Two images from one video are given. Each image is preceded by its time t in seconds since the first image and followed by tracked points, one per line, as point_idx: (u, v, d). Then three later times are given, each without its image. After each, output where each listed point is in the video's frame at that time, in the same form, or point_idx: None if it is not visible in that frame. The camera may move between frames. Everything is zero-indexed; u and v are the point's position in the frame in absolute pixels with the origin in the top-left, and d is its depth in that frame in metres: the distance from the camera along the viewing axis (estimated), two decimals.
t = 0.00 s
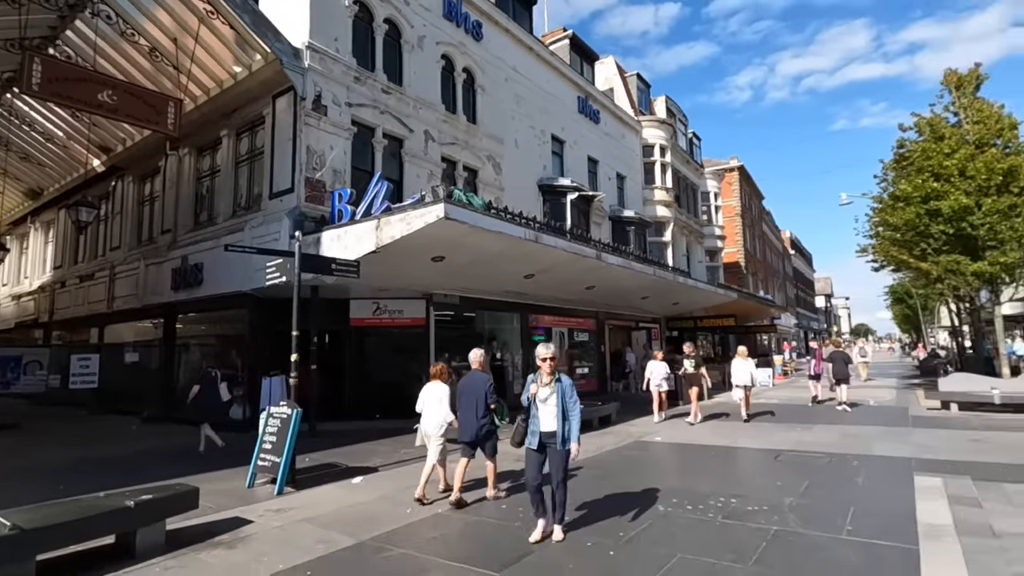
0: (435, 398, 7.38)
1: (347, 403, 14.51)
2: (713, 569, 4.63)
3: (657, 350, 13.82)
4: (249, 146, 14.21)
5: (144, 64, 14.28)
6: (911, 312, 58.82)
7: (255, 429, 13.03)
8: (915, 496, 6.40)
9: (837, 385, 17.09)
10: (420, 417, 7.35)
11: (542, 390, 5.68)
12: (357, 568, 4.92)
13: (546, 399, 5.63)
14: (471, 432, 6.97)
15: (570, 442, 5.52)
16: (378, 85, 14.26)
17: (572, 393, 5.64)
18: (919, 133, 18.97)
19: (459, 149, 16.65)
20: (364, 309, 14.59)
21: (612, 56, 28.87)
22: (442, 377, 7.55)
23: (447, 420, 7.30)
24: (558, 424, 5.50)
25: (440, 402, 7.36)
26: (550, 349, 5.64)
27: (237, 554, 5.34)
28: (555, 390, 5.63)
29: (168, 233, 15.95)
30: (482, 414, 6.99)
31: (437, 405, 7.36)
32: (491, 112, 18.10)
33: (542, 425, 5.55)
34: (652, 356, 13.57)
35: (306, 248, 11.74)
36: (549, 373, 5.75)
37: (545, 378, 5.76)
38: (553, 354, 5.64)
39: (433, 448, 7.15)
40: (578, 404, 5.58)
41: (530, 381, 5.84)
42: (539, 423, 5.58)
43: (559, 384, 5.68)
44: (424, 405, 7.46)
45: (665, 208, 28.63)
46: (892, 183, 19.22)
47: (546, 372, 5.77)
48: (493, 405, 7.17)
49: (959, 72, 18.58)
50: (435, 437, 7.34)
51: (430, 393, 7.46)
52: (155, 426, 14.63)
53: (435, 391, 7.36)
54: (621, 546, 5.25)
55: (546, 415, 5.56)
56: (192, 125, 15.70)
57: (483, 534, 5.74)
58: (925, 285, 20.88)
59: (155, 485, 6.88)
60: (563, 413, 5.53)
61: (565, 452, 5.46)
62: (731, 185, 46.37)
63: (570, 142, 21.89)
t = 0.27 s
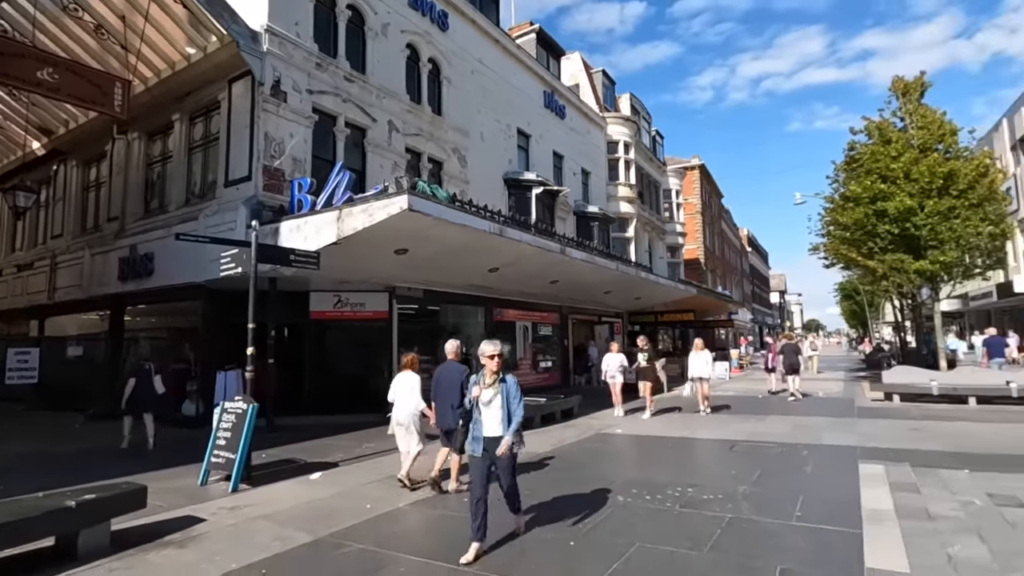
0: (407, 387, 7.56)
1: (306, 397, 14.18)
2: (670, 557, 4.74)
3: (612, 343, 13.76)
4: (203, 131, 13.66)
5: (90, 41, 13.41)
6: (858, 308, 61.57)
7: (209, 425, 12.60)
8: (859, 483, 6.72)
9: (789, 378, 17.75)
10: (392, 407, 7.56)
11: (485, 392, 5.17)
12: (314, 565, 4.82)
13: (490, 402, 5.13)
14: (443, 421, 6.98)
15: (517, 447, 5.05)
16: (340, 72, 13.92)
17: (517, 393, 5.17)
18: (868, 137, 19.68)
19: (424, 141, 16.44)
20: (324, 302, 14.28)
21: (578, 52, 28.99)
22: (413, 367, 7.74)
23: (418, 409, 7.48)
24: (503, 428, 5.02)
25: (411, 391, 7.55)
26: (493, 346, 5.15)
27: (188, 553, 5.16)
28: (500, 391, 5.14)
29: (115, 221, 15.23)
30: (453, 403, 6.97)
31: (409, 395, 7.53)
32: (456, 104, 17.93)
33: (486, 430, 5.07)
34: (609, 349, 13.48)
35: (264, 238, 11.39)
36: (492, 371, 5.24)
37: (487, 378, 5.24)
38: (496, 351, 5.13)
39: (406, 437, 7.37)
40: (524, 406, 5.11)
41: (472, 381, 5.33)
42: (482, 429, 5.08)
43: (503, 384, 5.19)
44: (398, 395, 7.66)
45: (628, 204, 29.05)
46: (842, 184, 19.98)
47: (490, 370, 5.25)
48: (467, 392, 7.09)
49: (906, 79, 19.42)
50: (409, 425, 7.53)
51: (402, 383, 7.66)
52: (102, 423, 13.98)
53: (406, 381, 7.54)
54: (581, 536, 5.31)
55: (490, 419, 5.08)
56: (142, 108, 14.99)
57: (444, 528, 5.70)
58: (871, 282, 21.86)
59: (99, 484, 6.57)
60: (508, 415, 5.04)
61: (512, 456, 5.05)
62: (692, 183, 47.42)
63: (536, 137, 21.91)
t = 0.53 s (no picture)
0: (378, 381, 7.73)
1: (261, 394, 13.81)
2: (629, 546, 4.84)
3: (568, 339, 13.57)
4: (151, 116, 13.03)
5: (25, 18, 12.60)
6: (807, 305, 64.23)
7: (157, 424, 12.08)
8: (807, 471, 7.02)
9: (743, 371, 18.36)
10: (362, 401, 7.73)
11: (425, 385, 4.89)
12: (268, 565, 4.69)
13: (430, 396, 4.84)
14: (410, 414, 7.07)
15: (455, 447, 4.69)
16: (299, 60, 13.51)
17: (461, 387, 4.85)
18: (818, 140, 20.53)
19: (386, 133, 16.16)
20: (281, 296, 13.94)
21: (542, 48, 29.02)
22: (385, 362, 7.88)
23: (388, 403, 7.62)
24: (439, 425, 4.72)
25: (380, 385, 7.71)
26: (436, 337, 4.81)
27: (132, 557, 4.94)
28: (441, 385, 4.83)
29: (54, 208, 14.47)
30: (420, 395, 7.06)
31: (378, 389, 7.70)
32: (419, 96, 17.67)
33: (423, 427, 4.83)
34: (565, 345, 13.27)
35: (216, 230, 10.95)
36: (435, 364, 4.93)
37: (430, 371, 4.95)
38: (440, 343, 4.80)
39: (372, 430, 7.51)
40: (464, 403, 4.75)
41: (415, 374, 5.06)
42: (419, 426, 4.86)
43: (445, 378, 4.87)
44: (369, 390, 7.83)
45: (590, 201, 29.38)
46: (794, 185, 20.74)
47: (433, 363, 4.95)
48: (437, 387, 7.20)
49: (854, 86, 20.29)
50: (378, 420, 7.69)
51: (372, 378, 7.83)
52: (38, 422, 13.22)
53: (375, 376, 7.71)
54: (541, 529, 5.35)
55: (428, 415, 4.81)
56: (85, 91, 14.33)
57: (403, 525, 5.64)
58: (820, 280, 22.82)
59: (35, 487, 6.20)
60: (447, 412, 4.74)
61: (445, 459, 4.66)
62: (652, 181, 48.34)
63: (499, 132, 21.85)
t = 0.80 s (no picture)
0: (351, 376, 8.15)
1: (218, 387, 13.49)
2: (591, 535, 4.92)
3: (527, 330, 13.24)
4: (97, 97, 12.37)
5: None
6: (763, 298, 66.52)
7: (104, 420, 11.56)
8: (761, 458, 7.28)
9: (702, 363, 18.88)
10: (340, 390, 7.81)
11: (366, 388, 4.32)
12: (223, 564, 4.56)
13: (371, 401, 4.30)
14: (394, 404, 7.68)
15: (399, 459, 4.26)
16: (257, 43, 13.07)
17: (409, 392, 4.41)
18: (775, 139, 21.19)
19: (348, 121, 15.80)
20: (239, 287, 13.47)
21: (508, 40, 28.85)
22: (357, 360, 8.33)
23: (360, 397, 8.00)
24: (382, 434, 4.21)
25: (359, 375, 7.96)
26: (386, 335, 4.24)
27: (78, 559, 4.72)
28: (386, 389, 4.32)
29: None
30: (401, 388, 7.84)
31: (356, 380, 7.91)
32: (383, 85, 17.35)
33: (359, 436, 4.26)
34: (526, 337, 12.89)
35: (169, 217, 10.52)
36: (378, 365, 4.37)
37: (371, 372, 4.39)
38: (389, 342, 4.26)
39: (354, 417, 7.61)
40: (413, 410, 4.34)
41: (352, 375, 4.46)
42: (357, 435, 4.29)
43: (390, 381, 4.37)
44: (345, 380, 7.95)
45: (555, 194, 29.54)
46: (752, 182, 21.35)
47: (374, 363, 4.39)
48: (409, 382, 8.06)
49: (809, 87, 20.98)
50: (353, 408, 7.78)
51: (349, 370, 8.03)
52: None
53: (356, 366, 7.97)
54: (503, 521, 5.36)
55: (369, 423, 4.26)
56: (20, 67, 13.30)
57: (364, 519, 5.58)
58: (775, 274, 23.63)
59: None
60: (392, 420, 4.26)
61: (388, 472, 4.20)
62: (616, 176, 48.93)
63: (465, 123, 21.68)
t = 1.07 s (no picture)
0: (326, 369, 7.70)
1: (171, 384, 12.92)
2: (553, 526, 4.98)
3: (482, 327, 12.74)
4: (37, 77, 11.67)
5: None
6: (722, 293, 68.44)
7: (46, 418, 11.00)
8: (717, 449, 7.52)
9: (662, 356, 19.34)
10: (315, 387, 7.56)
11: (297, 385, 3.88)
12: (177, 564, 4.44)
13: (303, 398, 3.87)
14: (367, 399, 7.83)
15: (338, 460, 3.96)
16: (213, 26, 12.58)
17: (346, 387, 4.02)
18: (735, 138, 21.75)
19: (310, 110, 15.41)
20: (194, 280, 12.98)
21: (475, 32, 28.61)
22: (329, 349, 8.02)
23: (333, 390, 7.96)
24: (320, 436, 3.85)
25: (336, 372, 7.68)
26: (320, 325, 3.85)
27: (19, 563, 4.51)
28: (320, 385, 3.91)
29: None
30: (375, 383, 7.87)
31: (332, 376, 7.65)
32: (346, 73, 16.97)
33: (293, 439, 3.81)
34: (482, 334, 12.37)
35: (117, 206, 10.04)
36: (310, 358, 3.94)
37: (302, 367, 3.95)
38: (325, 333, 3.86)
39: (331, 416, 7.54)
40: (350, 405, 3.99)
41: (278, 370, 3.96)
42: (289, 439, 3.82)
43: (325, 376, 3.96)
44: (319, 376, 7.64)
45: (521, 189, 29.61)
46: (712, 180, 21.89)
47: (305, 356, 3.93)
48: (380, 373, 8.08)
49: (767, 89, 21.61)
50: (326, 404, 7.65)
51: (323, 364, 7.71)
52: None
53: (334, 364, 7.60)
54: (466, 514, 5.39)
55: (302, 423, 3.84)
56: None
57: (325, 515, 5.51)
58: (733, 270, 24.35)
59: None
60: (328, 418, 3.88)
61: (328, 475, 3.90)
62: (582, 171, 49.33)
63: (430, 115, 21.44)
